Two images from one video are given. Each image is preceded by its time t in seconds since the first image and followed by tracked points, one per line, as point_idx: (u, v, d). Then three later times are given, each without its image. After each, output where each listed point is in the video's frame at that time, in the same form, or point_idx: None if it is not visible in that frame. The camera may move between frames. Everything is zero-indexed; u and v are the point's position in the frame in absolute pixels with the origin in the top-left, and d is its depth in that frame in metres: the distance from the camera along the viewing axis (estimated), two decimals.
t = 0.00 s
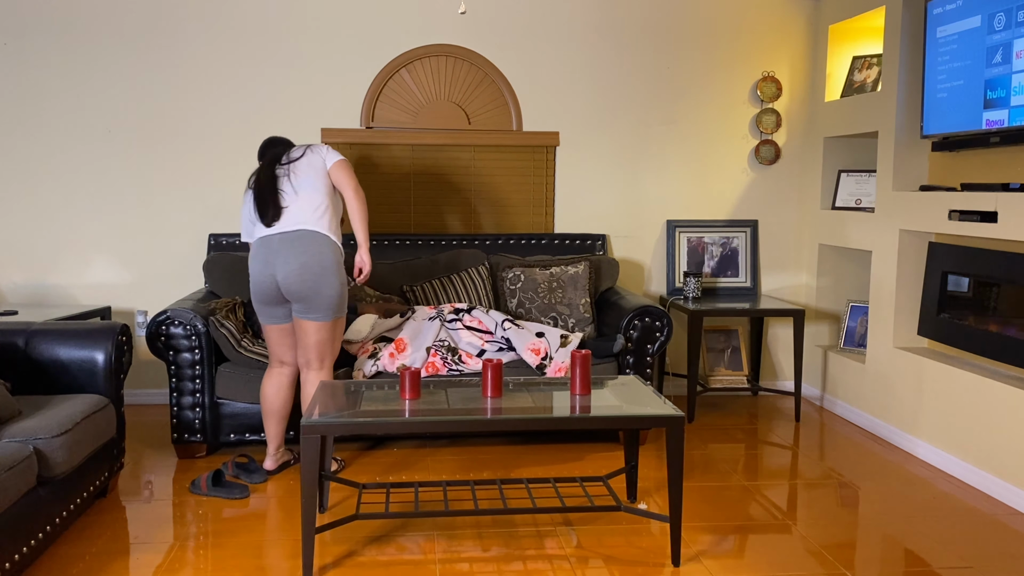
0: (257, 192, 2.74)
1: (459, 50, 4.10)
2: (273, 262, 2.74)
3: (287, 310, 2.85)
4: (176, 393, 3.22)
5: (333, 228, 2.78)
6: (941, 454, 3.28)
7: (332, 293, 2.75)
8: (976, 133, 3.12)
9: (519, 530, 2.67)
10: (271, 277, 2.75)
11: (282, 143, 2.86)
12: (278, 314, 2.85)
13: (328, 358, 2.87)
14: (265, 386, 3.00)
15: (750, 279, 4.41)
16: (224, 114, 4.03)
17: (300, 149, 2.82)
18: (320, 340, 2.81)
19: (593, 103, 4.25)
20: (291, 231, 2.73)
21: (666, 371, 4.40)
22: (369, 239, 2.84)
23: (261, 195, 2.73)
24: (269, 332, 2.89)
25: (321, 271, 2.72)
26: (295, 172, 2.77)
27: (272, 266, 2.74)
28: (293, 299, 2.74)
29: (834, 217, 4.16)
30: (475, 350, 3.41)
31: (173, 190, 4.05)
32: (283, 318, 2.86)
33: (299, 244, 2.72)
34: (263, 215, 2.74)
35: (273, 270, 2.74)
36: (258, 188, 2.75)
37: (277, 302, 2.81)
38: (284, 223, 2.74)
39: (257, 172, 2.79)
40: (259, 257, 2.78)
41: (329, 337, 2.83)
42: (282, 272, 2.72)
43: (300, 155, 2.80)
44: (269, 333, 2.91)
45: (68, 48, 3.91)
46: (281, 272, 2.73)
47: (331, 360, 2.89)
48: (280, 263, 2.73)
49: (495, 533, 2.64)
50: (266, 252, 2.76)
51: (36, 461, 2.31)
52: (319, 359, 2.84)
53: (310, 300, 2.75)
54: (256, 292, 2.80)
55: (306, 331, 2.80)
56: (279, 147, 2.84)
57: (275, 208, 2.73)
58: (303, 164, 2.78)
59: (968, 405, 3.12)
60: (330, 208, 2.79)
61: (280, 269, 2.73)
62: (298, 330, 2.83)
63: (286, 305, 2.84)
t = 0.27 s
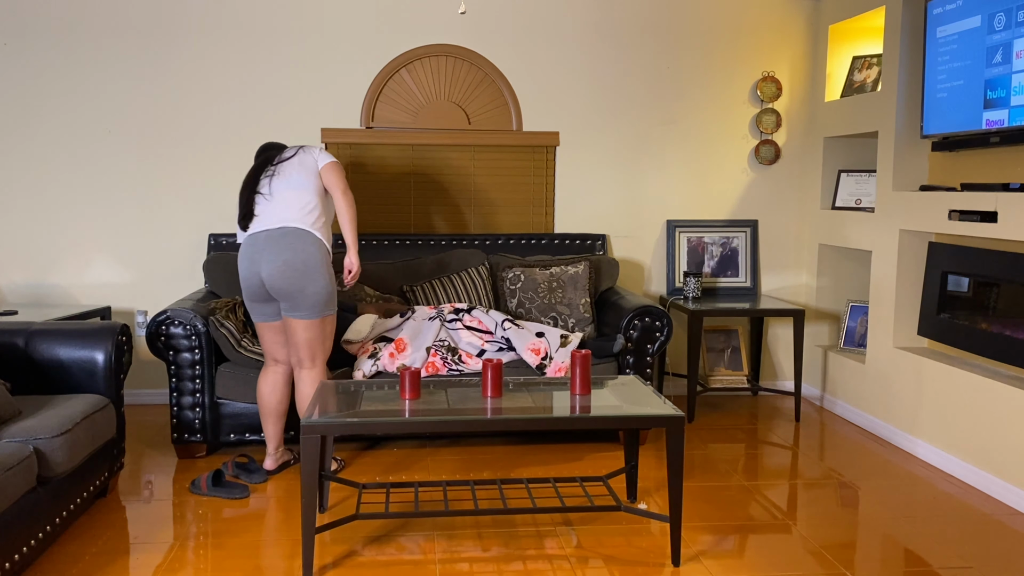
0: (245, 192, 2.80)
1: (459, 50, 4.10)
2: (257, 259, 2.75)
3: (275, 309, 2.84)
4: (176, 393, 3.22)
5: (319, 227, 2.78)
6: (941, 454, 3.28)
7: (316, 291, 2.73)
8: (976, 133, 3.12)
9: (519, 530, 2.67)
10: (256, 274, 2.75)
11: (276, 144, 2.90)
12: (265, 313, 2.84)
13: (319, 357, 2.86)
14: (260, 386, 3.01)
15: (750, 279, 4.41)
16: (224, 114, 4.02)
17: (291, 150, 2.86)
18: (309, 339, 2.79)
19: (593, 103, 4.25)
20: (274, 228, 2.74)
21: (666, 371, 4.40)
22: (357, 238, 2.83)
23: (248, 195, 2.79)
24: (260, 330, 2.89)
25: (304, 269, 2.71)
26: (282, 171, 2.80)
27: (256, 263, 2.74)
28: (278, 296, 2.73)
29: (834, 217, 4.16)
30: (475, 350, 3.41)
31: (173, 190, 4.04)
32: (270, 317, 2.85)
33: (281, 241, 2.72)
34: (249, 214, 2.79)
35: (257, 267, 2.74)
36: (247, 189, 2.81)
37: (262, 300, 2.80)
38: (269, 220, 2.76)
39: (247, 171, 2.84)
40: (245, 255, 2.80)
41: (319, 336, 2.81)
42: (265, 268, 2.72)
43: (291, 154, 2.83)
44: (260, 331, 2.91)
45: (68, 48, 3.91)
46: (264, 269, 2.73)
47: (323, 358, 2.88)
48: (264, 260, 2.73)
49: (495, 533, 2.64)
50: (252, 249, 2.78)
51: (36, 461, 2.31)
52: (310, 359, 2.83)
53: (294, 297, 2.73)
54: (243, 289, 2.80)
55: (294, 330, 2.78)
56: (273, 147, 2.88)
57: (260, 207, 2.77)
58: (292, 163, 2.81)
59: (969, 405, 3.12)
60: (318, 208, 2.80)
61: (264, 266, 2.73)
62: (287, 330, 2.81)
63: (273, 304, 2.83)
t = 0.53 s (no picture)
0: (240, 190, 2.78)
1: (459, 50, 4.10)
2: (255, 260, 2.74)
3: (273, 309, 2.84)
4: (176, 393, 3.22)
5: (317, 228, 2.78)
6: (941, 454, 3.28)
7: (315, 292, 2.74)
8: (976, 133, 3.12)
9: (519, 530, 2.67)
10: (255, 275, 2.75)
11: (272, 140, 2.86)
12: (263, 313, 2.84)
13: (319, 358, 2.87)
14: (258, 386, 3.01)
15: (750, 279, 4.41)
16: (223, 114, 4.03)
17: (288, 147, 2.84)
18: (309, 340, 2.80)
19: (593, 103, 4.25)
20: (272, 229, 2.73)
21: (666, 371, 4.40)
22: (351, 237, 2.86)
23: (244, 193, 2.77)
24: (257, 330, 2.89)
25: (303, 270, 2.71)
26: (279, 169, 2.78)
27: (255, 264, 2.74)
28: (278, 298, 2.74)
29: (834, 217, 4.16)
30: (475, 350, 3.41)
31: (173, 190, 4.04)
32: (267, 316, 2.85)
33: (280, 242, 2.72)
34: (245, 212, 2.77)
35: (256, 268, 2.74)
36: (242, 186, 2.78)
37: (261, 300, 2.80)
38: (266, 220, 2.75)
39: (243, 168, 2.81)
40: (242, 254, 2.79)
41: (318, 336, 2.82)
42: (265, 270, 2.72)
43: (289, 153, 2.81)
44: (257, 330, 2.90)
45: (68, 48, 3.91)
46: (263, 270, 2.73)
47: (322, 358, 2.88)
48: (262, 261, 2.73)
49: (495, 533, 2.64)
50: (249, 249, 2.77)
51: (36, 461, 2.31)
52: (310, 359, 2.84)
53: (294, 299, 2.74)
54: (241, 288, 2.80)
55: (294, 331, 2.79)
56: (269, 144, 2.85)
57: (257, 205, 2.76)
58: (289, 162, 2.79)
59: (969, 405, 3.12)
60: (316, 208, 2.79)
61: (263, 267, 2.72)
62: (287, 330, 2.82)
63: (271, 304, 2.83)
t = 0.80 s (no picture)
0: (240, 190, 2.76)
1: (459, 50, 4.11)
2: (257, 261, 2.74)
3: (274, 309, 2.84)
4: (176, 393, 3.22)
5: (319, 229, 2.78)
6: (941, 454, 3.28)
7: (317, 293, 2.74)
8: (976, 133, 3.12)
9: (519, 529, 2.67)
10: (257, 276, 2.74)
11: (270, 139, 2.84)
12: (264, 313, 2.84)
13: (319, 358, 2.87)
14: (257, 387, 3.00)
15: (750, 279, 4.41)
16: (224, 114, 4.03)
17: (287, 146, 2.82)
18: (309, 340, 2.80)
19: (593, 103, 4.26)
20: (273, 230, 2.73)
21: (666, 371, 4.40)
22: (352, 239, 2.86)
23: (243, 194, 2.76)
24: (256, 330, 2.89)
25: (306, 271, 2.72)
26: (279, 169, 2.77)
27: (257, 265, 2.74)
28: (281, 300, 2.75)
29: (834, 217, 4.16)
30: (475, 350, 3.41)
31: (173, 190, 4.05)
32: (268, 316, 2.85)
33: (282, 244, 2.72)
34: (245, 213, 2.76)
35: (258, 270, 2.73)
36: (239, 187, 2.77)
37: (262, 300, 2.80)
38: (267, 220, 2.74)
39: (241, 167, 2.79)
40: (243, 254, 2.78)
41: (319, 337, 2.82)
42: (267, 271, 2.72)
43: (289, 153, 2.79)
44: (256, 331, 2.90)
45: (68, 48, 3.91)
46: (265, 271, 2.72)
47: (322, 359, 2.89)
48: (264, 262, 2.72)
49: (495, 533, 2.64)
50: (250, 249, 2.76)
51: (36, 461, 2.31)
52: (310, 360, 2.84)
53: (297, 299, 2.74)
54: (241, 290, 2.79)
55: (294, 332, 2.79)
56: (267, 143, 2.83)
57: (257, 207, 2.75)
58: (290, 162, 2.78)
59: (969, 405, 3.12)
60: (316, 209, 2.80)
61: (265, 268, 2.72)
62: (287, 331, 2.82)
63: (272, 304, 2.83)
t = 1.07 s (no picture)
0: (245, 192, 2.72)
1: (459, 50, 4.10)
2: (261, 262, 2.72)
3: (275, 309, 2.84)
4: (176, 393, 3.22)
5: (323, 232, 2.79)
6: (941, 454, 3.28)
7: (322, 294, 2.76)
8: (976, 133, 3.12)
9: (519, 529, 2.67)
10: (262, 277, 2.73)
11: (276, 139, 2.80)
12: (264, 312, 2.84)
13: (320, 358, 2.87)
14: (255, 388, 2.99)
15: (750, 279, 4.41)
16: (223, 114, 4.02)
17: (295, 147, 2.78)
18: (311, 340, 2.81)
19: (592, 103, 4.26)
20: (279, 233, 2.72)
21: (666, 371, 4.40)
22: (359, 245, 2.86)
23: (248, 194, 2.72)
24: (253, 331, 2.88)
25: (312, 274, 2.72)
26: (287, 172, 2.75)
27: (263, 266, 2.72)
28: (285, 302, 2.75)
29: (834, 217, 4.16)
30: (475, 349, 3.41)
31: (173, 190, 4.04)
32: (268, 317, 2.85)
33: (287, 247, 2.71)
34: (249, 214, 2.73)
35: (264, 271, 2.72)
36: (242, 186, 2.73)
37: (265, 301, 2.79)
38: (273, 222, 2.73)
39: (246, 167, 2.75)
40: (245, 254, 2.76)
41: (320, 337, 2.83)
42: (272, 273, 2.72)
43: (297, 155, 2.76)
44: (253, 330, 2.89)
45: (68, 48, 3.91)
46: (270, 272, 2.72)
47: (323, 359, 2.89)
48: (270, 263, 2.72)
49: (495, 533, 2.64)
50: (253, 250, 2.74)
51: (36, 461, 2.31)
52: (311, 359, 2.84)
53: (301, 302, 2.75)
54: (242, 289, 2.77)
55: (296, 331, 2.80)
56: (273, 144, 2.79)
57: (263, 208, 2.73)
58: (297, 166, 2.75)
59: (969, 405, 3.12)
60: (320, 212, 2.80)
61: (269, 270, 2.72)
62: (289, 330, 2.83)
63: (274, 304, 2.83)
